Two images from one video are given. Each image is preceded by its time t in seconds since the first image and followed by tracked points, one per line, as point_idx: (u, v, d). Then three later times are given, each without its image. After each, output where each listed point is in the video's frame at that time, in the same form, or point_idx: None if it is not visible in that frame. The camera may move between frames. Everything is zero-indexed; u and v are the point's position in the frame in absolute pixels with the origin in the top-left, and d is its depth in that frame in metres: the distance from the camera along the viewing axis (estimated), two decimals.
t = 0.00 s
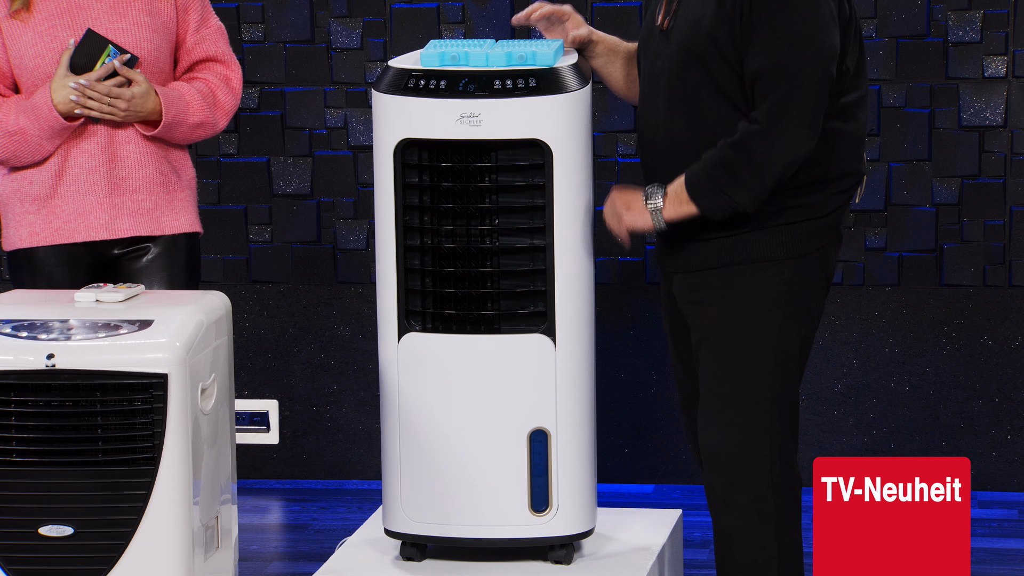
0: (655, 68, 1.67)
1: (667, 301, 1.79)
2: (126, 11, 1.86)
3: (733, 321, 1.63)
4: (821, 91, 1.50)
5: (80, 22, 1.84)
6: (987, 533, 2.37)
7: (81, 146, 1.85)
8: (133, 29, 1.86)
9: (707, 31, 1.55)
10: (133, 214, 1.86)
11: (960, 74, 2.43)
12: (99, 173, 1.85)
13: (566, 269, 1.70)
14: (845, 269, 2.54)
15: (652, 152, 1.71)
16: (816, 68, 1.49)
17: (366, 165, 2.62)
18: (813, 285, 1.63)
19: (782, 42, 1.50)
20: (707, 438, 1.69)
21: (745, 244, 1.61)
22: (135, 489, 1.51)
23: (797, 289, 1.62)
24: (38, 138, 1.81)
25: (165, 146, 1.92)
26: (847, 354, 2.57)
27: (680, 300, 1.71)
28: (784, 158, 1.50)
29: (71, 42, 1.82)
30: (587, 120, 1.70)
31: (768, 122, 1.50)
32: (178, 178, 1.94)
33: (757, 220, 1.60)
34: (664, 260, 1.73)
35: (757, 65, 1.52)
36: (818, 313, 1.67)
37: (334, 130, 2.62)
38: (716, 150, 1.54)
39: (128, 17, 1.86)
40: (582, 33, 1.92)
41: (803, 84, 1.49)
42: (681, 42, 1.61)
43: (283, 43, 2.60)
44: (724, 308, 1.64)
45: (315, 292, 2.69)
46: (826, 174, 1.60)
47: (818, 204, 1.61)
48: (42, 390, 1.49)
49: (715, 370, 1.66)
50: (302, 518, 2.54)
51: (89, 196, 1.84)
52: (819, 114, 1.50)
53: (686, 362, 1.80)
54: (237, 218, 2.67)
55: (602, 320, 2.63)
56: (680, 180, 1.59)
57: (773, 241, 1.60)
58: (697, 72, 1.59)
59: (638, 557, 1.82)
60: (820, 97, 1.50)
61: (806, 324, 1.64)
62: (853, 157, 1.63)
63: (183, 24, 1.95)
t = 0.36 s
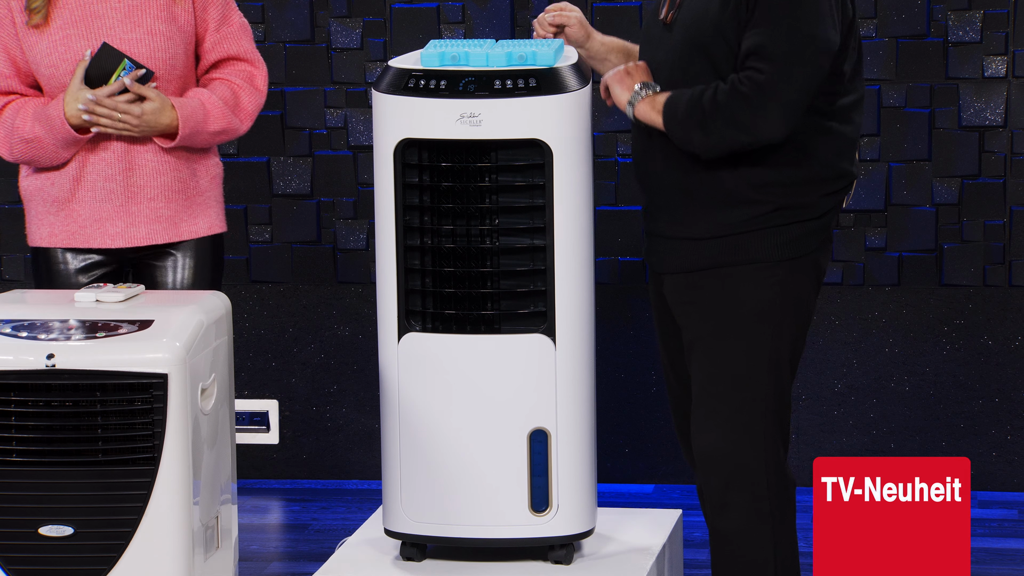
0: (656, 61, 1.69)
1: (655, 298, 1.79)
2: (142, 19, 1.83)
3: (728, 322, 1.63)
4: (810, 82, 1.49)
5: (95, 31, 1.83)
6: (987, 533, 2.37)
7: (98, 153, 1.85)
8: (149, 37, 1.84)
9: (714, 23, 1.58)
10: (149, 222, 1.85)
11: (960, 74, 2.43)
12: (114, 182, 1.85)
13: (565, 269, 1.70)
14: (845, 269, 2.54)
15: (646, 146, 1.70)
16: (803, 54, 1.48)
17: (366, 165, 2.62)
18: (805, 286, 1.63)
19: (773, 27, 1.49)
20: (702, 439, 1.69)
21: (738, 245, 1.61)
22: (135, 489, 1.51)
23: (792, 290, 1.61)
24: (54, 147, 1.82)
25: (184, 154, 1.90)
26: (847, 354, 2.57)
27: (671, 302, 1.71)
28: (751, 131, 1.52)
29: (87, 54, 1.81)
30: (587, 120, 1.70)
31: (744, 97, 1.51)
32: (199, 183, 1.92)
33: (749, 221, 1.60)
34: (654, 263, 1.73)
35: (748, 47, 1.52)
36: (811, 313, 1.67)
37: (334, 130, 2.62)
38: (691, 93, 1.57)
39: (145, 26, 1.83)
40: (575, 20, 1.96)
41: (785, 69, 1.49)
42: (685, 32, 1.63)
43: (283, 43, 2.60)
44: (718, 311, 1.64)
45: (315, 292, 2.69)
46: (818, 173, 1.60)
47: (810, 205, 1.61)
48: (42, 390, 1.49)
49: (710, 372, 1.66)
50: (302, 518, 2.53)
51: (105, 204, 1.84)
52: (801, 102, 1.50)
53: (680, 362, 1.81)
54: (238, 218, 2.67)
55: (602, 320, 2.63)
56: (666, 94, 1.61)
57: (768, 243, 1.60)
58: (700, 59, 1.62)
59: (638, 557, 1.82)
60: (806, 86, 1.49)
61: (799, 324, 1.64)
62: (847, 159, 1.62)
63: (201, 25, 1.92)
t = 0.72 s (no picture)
0: (655, 56, 1.70)
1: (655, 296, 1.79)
2: (146, 54, 1.77)
3: (725, 322, 1.63)
4: (764, 74, 1.49)
5: (101, 66, 1.77)
6: (987, 533, 2.37)
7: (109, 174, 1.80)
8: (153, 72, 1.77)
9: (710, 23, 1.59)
10: (158, 242, 1.83)
11: (960, 74, 2.43)
12: (125, 204, 1.80)
13: (565, 269, 1.70)
14: (845, 269, 2.53)
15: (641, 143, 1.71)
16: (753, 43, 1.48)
17: (366, 165, 2.62)
18: (802, 285, 1.63)
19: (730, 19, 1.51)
20: (697, 436, 1.69)
21: (736, 244, 1.61)
22: (135, 489, 1.51)
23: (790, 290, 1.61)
24: (64, 168, 1.77)
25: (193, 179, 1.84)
26: (847, 354, 2.57)
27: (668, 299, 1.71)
28: (706, 120, 1.53)
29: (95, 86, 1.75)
30: (587, 120, 1.70)
31: (700, 86, 1.52)
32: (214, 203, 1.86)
33: (745, 220, 1.60)
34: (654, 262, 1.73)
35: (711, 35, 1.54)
36: (809, 313, 1.67)
37: (334, 130, 2.62)
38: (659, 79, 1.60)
39: (149, 61, 1.77)
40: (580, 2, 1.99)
41: (740, 58, 1.49)
42: (679, 29, 1.64)
43: (283, 43, 2.60)
44: (715, 311, 1.64)
45: (315, 292, 2.69)
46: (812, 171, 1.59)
47: (808, 204, 1.60)
48: (42, 390, 1.49)
49: (707, 371, 1.66)
50: (302, 518, 2.53)
51: (115, 223, 1.81)
52: (755, 92, 1.50)
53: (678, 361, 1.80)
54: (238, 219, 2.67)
55: (602, 320, 2.63)
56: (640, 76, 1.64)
57: (766, 242, 1.60)
58: (690, 56, 1.62)
59: (639, 557, 1.82)
60: (762, 77, 1.49)
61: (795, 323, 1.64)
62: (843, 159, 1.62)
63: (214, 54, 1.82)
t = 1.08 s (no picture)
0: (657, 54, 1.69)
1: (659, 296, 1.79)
2: (152, 85, 1.75)
3: (727, 323, 1.63)
4: (769, 74, 1.49)
5: (108, 95, 1.75)
6: (987, 533, 2.36)
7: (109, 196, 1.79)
8: (158, 104, 1.75)
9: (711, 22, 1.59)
10: (159, 256, 1.84)
11: (960, 74, 2.43)
12: (124, 224, 1.81)
13: (565, 268, 1.70)
14: (845, 269, 2.54)
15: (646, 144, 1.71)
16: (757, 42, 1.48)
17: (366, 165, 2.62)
18: (805, 285, 1.63)
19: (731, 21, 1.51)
20: (702, 436, 1.69)
21: (737, 245, 1.61)
22: (135, 489, 1.51)
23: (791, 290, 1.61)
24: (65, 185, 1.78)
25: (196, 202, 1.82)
26: (847, 355, 2.57)
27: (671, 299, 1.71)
28: (712, 119, 1.53)
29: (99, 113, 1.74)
30: (587, 121, 1.70)
31: (705, 85, 1.53)
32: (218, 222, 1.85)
33: (747, 220, 1.60)
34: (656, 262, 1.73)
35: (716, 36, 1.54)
36: (812, 313, 1.66)
37: (334, 130, 2.62)
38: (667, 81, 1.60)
39: (155, 92, 1.75)
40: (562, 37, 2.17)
41: (743, 58, 1.49)
42: (680, 30, 1.64)
43: (283, 43, 2.60)
44: (718, 311, 1.64)
45: (315, 292, 2.69)
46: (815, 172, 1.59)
47: (811, 204, 1.60)
48: (42, 390, 1.49)
49: (709, 371, 1.66)
50: (302, 518, 2.53)
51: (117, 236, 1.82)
52: (761, 93, 1.50)
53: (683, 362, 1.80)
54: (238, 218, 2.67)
55: (601, 319, 2.63)
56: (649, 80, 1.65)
57: (767, 242, 1.60)
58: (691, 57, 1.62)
59: (639, 557, 1.82)
60: (767, 77, 1.49)
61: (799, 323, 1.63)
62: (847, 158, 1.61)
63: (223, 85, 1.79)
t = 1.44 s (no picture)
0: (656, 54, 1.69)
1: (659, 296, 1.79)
2: (162, 101, 1.75)
3: (728, 322, 1.64)
4: (818, 82, 1.49)
5: (117, 109, 1.75)
6: (987, 533, 2.36)
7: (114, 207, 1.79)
8: (166, 120, 1.75)
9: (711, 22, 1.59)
10: (163, 263, 1.85)
11: (960, 74, 2.43)
12: (129, 234, 1.81)
13: (565, 268, 1.70)
14: (845, 269, 2.54)
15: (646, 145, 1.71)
16: (807, 48, 1.48)
17: (366, 165, 2.62)
18: (808, 283, 1.63)
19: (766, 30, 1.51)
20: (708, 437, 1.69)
21: (737, 245, 1.61)
22: (135, 489, 1.51)
23: (792, 290, 1.61)
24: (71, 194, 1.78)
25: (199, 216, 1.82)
26: (847, 355, 2.57)
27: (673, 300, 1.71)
28: (765, 129, 1.51)
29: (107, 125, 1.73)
30: (587, 121, 1.70)
31: (758, 92, 1.50)
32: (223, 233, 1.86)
33: (748, 220, 1.60)
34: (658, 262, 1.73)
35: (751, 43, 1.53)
36: (814, 313, 1.66)
37: (334, 130, 2.62)
38: (706, 87, 1.57)
39: (164, 108, 1.75)
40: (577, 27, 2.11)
41: (794, 62, 1.48)
42: (679, 29, 1.64)
43: (283, 43, 2.60)
44: (721, 311, 1.64)
45: (315, 292, 2.69)
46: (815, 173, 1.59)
47: (812, 203, 1.60)
48: (41, 390, 1.49)
49: (712, 370, 1.67)
50: (302, 518, 2.53)
51: (121, 243, 1.83)
52: (812, 100, 1.50)
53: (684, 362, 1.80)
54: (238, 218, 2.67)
55: (601, 319, 2.63)
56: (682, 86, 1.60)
57: (768, 242, 1.60)
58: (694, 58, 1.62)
59: (639, 557, 1.82)
60: (816, 85, 1.49)
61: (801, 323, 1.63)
62: (846, 160, 1.62)
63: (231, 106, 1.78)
